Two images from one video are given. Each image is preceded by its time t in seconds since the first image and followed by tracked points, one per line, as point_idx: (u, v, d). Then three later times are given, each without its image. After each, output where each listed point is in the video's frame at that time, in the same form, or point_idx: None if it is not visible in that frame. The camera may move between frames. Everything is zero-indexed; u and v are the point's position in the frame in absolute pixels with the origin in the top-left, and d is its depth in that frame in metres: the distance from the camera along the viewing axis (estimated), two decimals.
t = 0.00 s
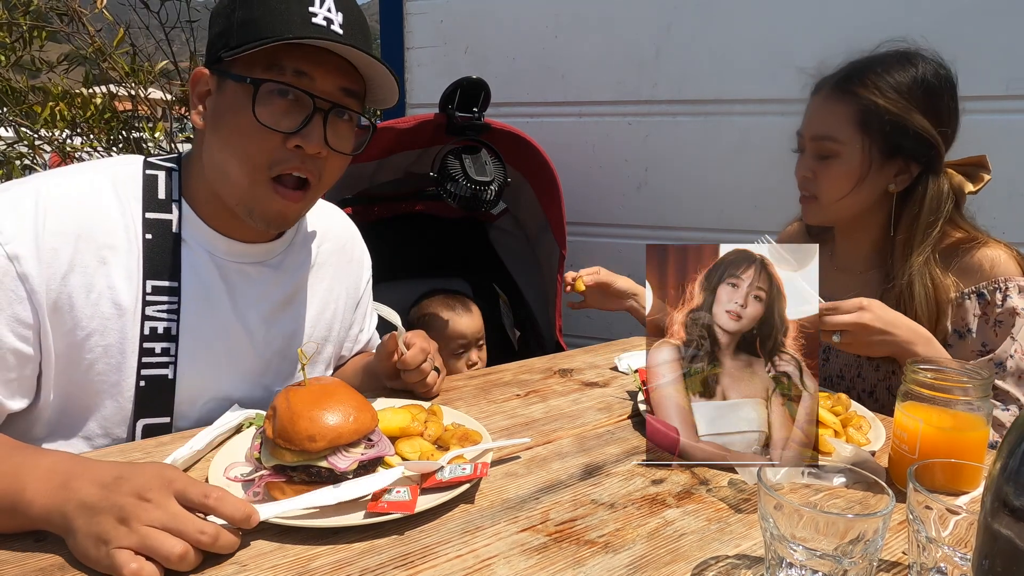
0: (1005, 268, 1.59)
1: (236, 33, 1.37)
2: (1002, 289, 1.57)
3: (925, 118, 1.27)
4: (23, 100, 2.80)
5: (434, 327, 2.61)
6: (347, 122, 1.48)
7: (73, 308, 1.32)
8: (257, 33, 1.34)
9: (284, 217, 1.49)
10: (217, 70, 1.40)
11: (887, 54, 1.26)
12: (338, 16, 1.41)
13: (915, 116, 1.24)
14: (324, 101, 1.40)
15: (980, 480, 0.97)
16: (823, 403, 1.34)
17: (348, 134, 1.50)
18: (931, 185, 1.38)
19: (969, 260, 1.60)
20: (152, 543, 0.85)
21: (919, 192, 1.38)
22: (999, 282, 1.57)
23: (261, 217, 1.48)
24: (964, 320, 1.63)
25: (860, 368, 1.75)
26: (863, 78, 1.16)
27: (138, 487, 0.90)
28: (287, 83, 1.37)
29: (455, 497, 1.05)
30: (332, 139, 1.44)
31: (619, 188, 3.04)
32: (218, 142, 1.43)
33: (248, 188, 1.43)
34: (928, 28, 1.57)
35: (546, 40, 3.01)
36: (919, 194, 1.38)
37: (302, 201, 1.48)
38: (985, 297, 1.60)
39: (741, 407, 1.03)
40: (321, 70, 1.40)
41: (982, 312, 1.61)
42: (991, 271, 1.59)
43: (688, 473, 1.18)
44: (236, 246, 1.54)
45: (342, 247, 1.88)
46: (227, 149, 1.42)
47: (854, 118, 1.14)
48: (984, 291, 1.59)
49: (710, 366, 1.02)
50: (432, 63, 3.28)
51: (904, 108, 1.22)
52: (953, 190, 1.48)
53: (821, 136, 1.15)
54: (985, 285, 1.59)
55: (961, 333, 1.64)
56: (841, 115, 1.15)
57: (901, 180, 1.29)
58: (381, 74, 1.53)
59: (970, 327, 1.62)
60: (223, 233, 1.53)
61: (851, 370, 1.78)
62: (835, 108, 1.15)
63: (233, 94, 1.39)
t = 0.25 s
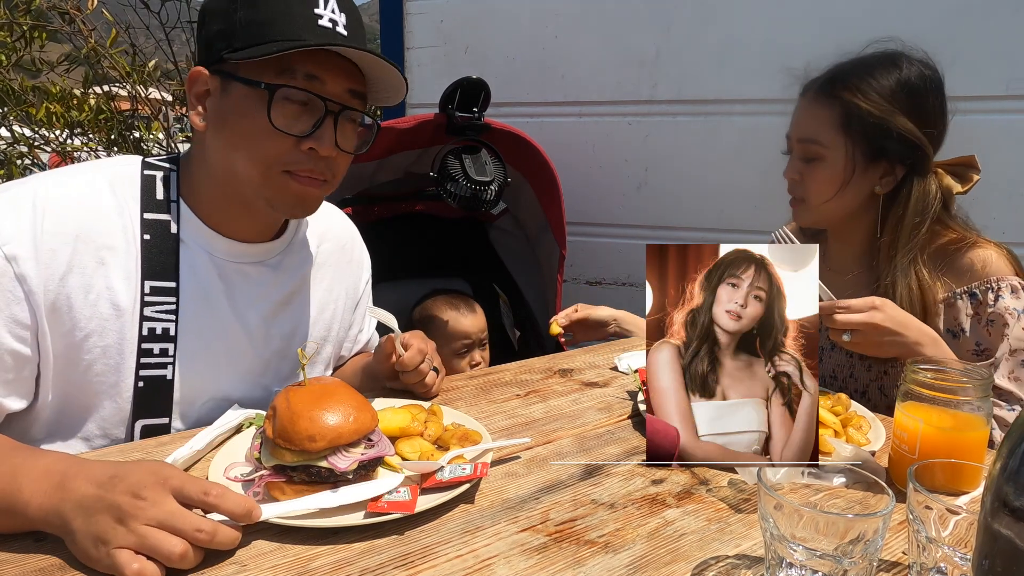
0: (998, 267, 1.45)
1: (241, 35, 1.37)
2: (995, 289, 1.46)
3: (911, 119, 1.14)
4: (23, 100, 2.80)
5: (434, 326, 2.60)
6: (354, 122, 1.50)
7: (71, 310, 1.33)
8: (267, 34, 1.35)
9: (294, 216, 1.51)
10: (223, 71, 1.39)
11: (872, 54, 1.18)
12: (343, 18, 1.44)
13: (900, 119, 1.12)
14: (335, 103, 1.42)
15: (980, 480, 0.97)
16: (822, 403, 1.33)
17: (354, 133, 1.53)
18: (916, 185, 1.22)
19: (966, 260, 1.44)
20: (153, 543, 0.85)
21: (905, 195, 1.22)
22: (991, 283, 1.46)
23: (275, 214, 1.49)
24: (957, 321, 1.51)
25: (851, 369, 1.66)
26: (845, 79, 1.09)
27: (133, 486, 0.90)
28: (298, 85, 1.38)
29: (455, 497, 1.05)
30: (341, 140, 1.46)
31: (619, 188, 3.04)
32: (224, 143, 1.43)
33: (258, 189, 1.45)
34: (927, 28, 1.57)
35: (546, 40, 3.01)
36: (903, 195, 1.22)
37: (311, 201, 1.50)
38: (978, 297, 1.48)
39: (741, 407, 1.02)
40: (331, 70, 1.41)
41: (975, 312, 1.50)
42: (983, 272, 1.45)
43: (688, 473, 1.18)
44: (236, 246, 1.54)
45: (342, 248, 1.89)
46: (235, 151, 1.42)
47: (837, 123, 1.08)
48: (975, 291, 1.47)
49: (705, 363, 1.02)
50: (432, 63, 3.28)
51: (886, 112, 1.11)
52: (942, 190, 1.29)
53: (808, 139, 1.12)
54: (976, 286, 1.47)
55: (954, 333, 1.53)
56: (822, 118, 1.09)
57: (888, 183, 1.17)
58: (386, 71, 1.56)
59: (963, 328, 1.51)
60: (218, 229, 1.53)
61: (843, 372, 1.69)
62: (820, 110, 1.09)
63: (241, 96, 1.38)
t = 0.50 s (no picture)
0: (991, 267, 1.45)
1: (269, 48, 1.39)
2: (989, 289, 1.44)
3: (895, 120, 1.15)
4: (23, 100, 2.80)
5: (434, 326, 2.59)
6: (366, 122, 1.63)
7: (66, 309, 1.33)
8: (296, 47, 1.41)
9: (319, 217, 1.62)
10: (244, 84, 1.41)
11: (856, 60, 1.18)
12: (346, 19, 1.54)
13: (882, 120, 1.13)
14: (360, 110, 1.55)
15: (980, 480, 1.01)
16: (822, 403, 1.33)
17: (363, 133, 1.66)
18: (900, 184, 1.21)
19: (957, 261, 1.44)
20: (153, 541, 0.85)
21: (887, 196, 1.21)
22: (985, 282, 1.44)
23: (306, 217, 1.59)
24: (951, 321, 1.50)
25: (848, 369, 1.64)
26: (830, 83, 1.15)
27: (130, 483, 0.90)
28: (334, 97, 1.48)
29: (455, 497, 1.05)
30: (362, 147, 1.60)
31: (619, 188, 3.03)
32: (251, 157, 1.47)
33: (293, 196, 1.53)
34: (927, 27, 1.57)
35: (546, 40, 3.01)
36: (887, 195, 1.20)
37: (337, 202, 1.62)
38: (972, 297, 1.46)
39: (741, 407, 1.02)
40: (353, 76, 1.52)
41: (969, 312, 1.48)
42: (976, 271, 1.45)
43: (688, 473, 1.18)
44: (231, 244, 1.56)
45: (340, 245, 1.89)
46: (267, 165, 1.48)
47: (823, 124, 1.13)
48: (970, 291, 1.45)
49: (704, 363, 1.02)
50: (431, 63, 3.28)
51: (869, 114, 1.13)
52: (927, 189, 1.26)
53: (793, 140, 1.17)
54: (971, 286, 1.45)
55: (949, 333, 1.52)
56: (808, 119, 1.15)
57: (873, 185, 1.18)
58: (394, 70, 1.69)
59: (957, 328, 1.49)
60: (219, 230, 1.56)
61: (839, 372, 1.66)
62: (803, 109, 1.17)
63: (278, 110, 1.43)
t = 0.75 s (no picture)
0: (984, 264, 1.47)
1: (265, 47, 1.39)
2: (984, 286, 1.45)
3: (883, 120, 1.16)
4: (22, 100, 2.80)
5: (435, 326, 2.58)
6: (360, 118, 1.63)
7: (62, 307, 1.33)
8: (293, 46, 1.43)
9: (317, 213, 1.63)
10: (241, 84, 1.41)
11: (841, 61, 1.18)
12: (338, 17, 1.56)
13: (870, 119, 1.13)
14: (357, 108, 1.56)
15: (979, 479, 1.04)
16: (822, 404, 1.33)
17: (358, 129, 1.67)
18: (888, 184, 1.20)
19: (950, 259, 1.50)
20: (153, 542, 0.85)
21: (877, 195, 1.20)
22: (979, 279, 1.46)
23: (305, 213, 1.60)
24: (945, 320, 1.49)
25: (844, 367, 1.63)
26: (817, 85, 1.15)
27: (130, 483, 0.90)
28: (331, 96, 1.49)
29: (454, 497, 1.05)
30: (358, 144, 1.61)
31: (619, 188, 3.03)
32: (249, 156, 1.48)
33: (291, 193, 1.54)
34: (928, 27, 1.56)
35: (546, 40, 3.02)
36: (875, 195, 1.21)
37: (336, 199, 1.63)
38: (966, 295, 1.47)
39: (741, 407, 1.02)
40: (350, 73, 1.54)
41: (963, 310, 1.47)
42: (969, 268, 1.48)
43: (688, 472, 1.18)
44: (226, 242, 1.55)
45: (338, 243, 1.89)
46: (266, 165, 1.48)
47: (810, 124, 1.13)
48: (964, 289, 1.47)
49: (705, 364, 1.02)
50: (431, 63, 3.28)
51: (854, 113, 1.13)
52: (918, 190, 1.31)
53: (782, 142, 1.17)
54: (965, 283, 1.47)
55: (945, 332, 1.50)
56: (795, 121, 1.15)
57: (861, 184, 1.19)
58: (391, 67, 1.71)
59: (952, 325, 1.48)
60: (218, 229, 1.57)
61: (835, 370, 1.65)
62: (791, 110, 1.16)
63: (275, 110, 1.43)
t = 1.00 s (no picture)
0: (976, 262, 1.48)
1: (259, 46, 1.39)
2: (975, 285, 1.47)
3: (872, 121, 1.12)
4: (21, 100, 2.80)
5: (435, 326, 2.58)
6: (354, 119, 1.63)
7: (60, 306, 1.33)
8: (288, 45, 1.43)
9: (314, 212, 1.63)
10: (236, 83, 1.41)
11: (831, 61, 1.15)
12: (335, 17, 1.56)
13: (858, 120, 1.10)
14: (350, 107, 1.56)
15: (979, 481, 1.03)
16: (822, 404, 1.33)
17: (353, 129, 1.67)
18: (879, 185, 1.16)
19: (941, 258, 1.47)
20: (152, 542, 0.85)
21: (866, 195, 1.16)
22: (971, 278, 1.47)
23: (301, 212, 1.60)
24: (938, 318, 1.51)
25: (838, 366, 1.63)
26: (806, 87, 1.14)
27: (129, 484, 0.90)
28: (326, 97, 1.49)
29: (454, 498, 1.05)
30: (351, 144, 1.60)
31: (619, 188, 3.03)
32: (245, 156, 1.48)
33: (288, 192, 1.54)
34: (929, 26, 1.56)
35: (546, 40, 3.02)
36: (867, 196, 1.17)
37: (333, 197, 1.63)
38: (958, 293, 1.49)
39: (741, 407, 1.02)
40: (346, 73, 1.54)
41: (954, 308, 1.49)
42: (961, 267, 1.47)
43: (688, 472, 1.18)
44: (223, 240, 1.55)
45: (337, 244, 1.89)
46: (261, 164, 1.48)
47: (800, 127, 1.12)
48: (955, 287, 1.48)
49: (706, 364, 1.02)
50: (431, 63, 3.28)
51: (846, 114, 1.10)
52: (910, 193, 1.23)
53: (773, 145, 1.16)
54: (957, 281, 1.48)
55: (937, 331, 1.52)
56: (785, 124, 1.14)
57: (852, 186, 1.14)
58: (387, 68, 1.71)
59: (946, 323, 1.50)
60: (220, 229, 1.58)
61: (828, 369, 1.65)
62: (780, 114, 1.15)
63: (270, 109, 1.43)
